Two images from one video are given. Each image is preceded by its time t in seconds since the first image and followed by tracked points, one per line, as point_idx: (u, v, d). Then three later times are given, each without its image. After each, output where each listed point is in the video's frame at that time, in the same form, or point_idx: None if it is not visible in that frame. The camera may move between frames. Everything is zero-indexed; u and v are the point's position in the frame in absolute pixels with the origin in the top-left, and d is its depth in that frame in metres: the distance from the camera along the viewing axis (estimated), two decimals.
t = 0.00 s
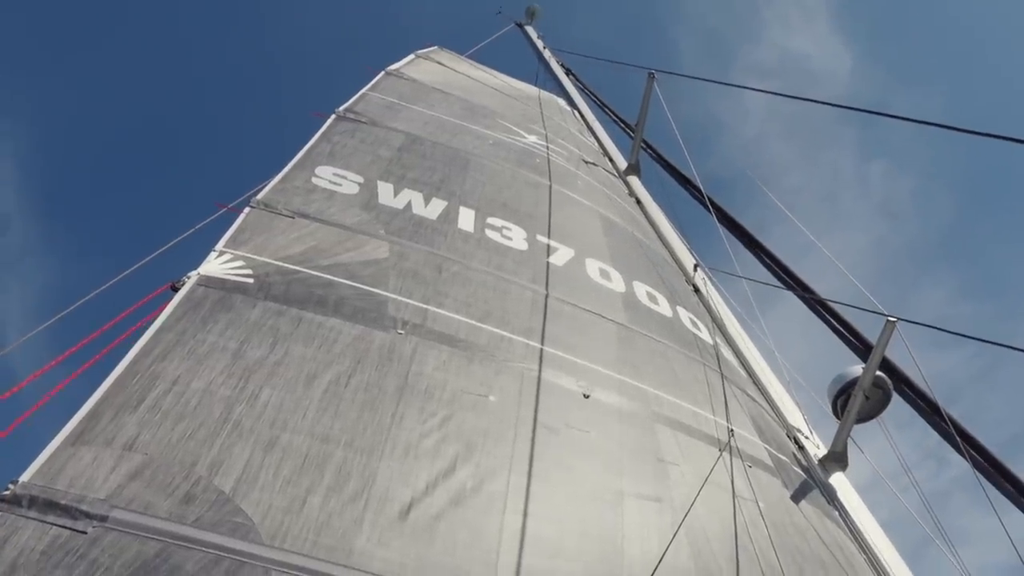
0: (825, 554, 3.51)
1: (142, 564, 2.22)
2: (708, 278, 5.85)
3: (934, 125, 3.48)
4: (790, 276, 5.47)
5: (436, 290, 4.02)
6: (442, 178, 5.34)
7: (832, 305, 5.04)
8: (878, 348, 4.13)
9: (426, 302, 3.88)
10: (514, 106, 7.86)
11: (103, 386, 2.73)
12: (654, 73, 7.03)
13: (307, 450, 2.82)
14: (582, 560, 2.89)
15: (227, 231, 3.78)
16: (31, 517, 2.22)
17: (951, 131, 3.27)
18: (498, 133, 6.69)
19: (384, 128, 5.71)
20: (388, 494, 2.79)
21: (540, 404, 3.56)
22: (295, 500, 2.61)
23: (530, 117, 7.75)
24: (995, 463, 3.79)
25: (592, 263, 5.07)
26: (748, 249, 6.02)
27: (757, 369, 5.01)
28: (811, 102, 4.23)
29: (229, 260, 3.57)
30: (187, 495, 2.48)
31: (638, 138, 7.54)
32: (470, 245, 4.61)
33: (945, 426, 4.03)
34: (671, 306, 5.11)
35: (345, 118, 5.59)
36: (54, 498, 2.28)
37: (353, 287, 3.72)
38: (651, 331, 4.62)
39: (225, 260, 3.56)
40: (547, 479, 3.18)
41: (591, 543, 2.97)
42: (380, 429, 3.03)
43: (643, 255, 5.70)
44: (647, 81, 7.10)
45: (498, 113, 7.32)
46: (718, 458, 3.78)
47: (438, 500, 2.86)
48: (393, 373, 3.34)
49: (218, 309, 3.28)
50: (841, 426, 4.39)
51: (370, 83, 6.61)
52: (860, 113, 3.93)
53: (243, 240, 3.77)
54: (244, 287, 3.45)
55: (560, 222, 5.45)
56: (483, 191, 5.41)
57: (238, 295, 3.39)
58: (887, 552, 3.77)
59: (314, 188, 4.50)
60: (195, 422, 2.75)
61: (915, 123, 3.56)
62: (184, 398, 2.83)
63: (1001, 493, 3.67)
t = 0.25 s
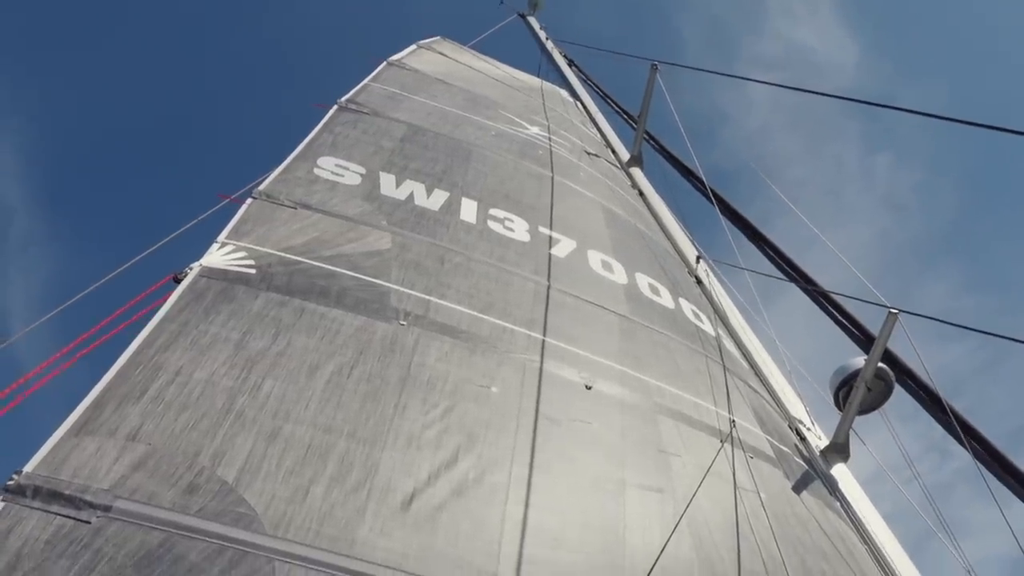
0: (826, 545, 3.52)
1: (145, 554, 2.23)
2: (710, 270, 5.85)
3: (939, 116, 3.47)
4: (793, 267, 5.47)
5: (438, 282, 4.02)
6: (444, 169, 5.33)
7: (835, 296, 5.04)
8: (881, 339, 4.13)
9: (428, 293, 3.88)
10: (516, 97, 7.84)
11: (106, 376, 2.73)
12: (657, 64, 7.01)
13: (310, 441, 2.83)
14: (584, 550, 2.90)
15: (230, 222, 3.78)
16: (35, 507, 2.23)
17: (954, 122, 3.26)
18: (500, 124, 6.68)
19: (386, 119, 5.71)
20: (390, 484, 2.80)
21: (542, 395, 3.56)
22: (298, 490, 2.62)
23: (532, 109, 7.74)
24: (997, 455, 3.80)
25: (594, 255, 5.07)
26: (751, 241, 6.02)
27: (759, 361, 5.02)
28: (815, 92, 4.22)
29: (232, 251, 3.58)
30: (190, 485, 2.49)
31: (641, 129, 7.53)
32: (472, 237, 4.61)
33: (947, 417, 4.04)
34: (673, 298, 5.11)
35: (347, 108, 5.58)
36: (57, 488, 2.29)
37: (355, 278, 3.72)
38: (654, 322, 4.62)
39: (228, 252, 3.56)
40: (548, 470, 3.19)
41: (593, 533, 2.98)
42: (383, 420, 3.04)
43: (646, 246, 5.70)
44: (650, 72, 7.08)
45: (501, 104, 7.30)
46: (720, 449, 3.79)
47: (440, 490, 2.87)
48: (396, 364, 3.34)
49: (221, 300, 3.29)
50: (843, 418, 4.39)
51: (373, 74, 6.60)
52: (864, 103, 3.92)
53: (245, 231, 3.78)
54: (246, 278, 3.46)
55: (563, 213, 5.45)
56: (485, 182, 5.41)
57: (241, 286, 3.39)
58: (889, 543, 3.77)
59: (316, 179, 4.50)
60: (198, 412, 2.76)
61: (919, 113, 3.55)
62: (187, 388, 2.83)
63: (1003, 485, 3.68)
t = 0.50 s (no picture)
0: (828, 534, 3.53)
1: (151, 542, 2.25)
2: (714, 259, 5.84)
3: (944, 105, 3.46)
4: (797, 257, 5.47)
5: (442, 271, 4.03)
6: (448, 158, 5.33)
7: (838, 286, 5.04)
8: (884, 329, 4.13)
9: (431, 283, 3.89)
10: (520, 87, 7.82)
11: (111, 365, 2.75)
12: (662, 53, 6.99)
13: (314, 430, 2.84)
14: (587, 538, 2.91)
15: (233, 212, 3.79)
16: (41, 495, 2.24)
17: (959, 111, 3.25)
18: (503, 114, 6.67)
19: (390, 108, 5.70)
20: (394, 473, 2.81)
21: (545, 385, 3.57)
22: (302, 479, 2.64)
23: (536, 98, 7.72)
24: (1000, 444, 3.81)
25: (597, 244, 5.06)
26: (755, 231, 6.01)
27: (762, 351, 5.02)
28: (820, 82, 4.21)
29: (235, 240, 3.59)
30: (195, 474, 2.50)
31: (644, 118, 7.51)
32: (476, 226, 4.61)
33: (951, 407, 4.05)
34: (676, 288, 5.11)
35: (351, 97, 5.57)
36: (63, 476, 2.31)
37: (359, 268, 3.73)
38: (657, 312, 4.63)
39: (231, 241, 3.57)
40: (551, 460, 3.20)
41: (595, 522, 3.00)
42: (386, 409, 3.05)
43: (649, 236, 5.69)
44: (654, 61, 7.06)
45: (504, 94, 7.29)
46: (722, 438, 3.79)
47: (444, 479, 2.88)
48: (399, 354, 3.35)
49: (225, 290, 3.30)
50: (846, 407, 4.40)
51: (376, 63, 6.59)
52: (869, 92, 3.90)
53: (248, 220, 3.78)
54: (250, 267, 3.46)
55: (566, 203, 5.45)
56: (488, 172, 5.41)
57: (244, 275, 3.40)
58: (891, 532, 3.78)
59: (319, 168, 4.50)
60: (202, 401, 2.77)
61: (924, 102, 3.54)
62: (191, 377, 2.84)
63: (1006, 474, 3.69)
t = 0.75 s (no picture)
0: (831, 523, 3.54)
1: (156, 530, 2.26)
2: (718, 250, 5.84)
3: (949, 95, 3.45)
4: (802, 248, 5.46)
5: (445, 262, 4.03)
6: (451, 149, 5.33)
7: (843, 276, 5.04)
8: (889, 319, 4.13)
9: (435, 273, 3.89)
10: (523, 76, 7.81)
11: (116, 355, 2.76)
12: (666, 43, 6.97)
13: (318, 420, 2.85)
14: (590, 528, 2.92)
15: (237, 202, 3.79)
16: (48, 484, 2.26)
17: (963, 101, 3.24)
18: (507, 104, 6.66)
19: (393, 98, 5.69)
20: (398, 462, 2.82)
21: (548, 375, 3.58)
22: (307, 468, 2.65)
23: (539, 88, 7.70)
24: (1004, 433, 3.81)
25: (601, 235, 5.06)
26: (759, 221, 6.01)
27: (766, 341, 5.02)
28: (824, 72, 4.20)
29: (239, 231, 3.59)
30: (200, 463, 2.52)
31: (648, 108, 7.49)
32: (479, 216, 4.61)
33: (955, 396, 4.05)
34: (680, 278, 5.11)
35: (354, 87, 5.57)
36: (69, 466, 2.32)
37: (363, 258, 3.74)
38: (660, 302, 4.63)
39: (235, 231, 3.58)
40: (555, 450, 3.21)
41: (598, 512, 3.01)
42: (390, 399, 3.06)
43: (653, 226, 5.69)
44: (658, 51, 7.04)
45: (508, 83, 7.27)
46: (726, 428, 3.80)
47: (448, 469, 2.89)
48: (403, 344, 3.36)
49: (229, 280, 3.31)
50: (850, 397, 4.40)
51: (379, 52, 6.58)
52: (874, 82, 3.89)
53: (252, 211, 3.79)
54: (254, 258, 3.47)
55: (570, 193, 5.44)
56: (492, 162, 5.40)
57: (248, 266, 3.41)
58: (895, 522, 3.79)
59: (323, 158, 4.50)
60: (207, 391, 2.78)
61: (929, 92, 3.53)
62: (196, 367, 2.86)
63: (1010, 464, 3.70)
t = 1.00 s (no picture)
0: (835, 511, 3.55)
1: (164, 516, 2.28)
2: (723, 237, 5.83)
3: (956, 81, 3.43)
4: (808, 235, 5.45)
5: (450, 249, 4.03)
6: (456, 136, 5.32)
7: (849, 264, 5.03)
8: (895, 307, 4.12)
9: (440, 261, 3.90)
10: (529, 63, 7.78)
11: (123, 343, 2.77)
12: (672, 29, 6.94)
13: (324, 407, 2.86)
14: (594, 514, 2.94)
15: (242, 190, 3.80)
16: (56, 470, 2.28)
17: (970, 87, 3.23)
18: (513, 90, 6.64)
19: (398, 85, 5.68)
20: (403, 449, 2.83)
21: (553, 363, 3.58)
22: (312, 455, 2.66)
23: (544, 74, 7.68)
24: (1010, 421, 3.81)
25: (606, 222, 5.06)
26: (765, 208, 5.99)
27: (772, 329, 5.02)
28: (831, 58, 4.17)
29: (245, 218, 3.60)
30: (207, 450, 2.53)
31: (654, 95, 7.46)
32: (484, 204, 4.61)
33: (961, 384, 4.05)
34: (685, 265, 5.11)
35: (359, 74, 5.56)
36: (77, 452, 2.34)
37: (368, 246, 3.74)
38: (666, 290, 4.62)
39: (241, 219, 3.58)
40: (560, 437, 3.22)
41: (603, 498, 3.02)
42: (395, 386, 3.07)
43: (659, 214, 5.68)
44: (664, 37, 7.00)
45: (513, 70, 7.25)
46: (730, 416, 3.80)
47: (453, 455, 2.90)
48: (408, 332, 3.37)
49: (235, 268, 3.31)
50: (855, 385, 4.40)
51: (384, 39, 6.56)
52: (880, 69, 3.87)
53: (258, 198, 3.79)
54: (259, 245, 3.48)
55: (575, 181, 5.43)
56: (497, 149, 5.39)
57: (254, 253, 3.41)
58: (900, 509, 3.80)
59: (328, 146, 4.50)
60: (213, 378, 2.80)
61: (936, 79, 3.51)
62: (202, 355, 2.87)
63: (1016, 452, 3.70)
